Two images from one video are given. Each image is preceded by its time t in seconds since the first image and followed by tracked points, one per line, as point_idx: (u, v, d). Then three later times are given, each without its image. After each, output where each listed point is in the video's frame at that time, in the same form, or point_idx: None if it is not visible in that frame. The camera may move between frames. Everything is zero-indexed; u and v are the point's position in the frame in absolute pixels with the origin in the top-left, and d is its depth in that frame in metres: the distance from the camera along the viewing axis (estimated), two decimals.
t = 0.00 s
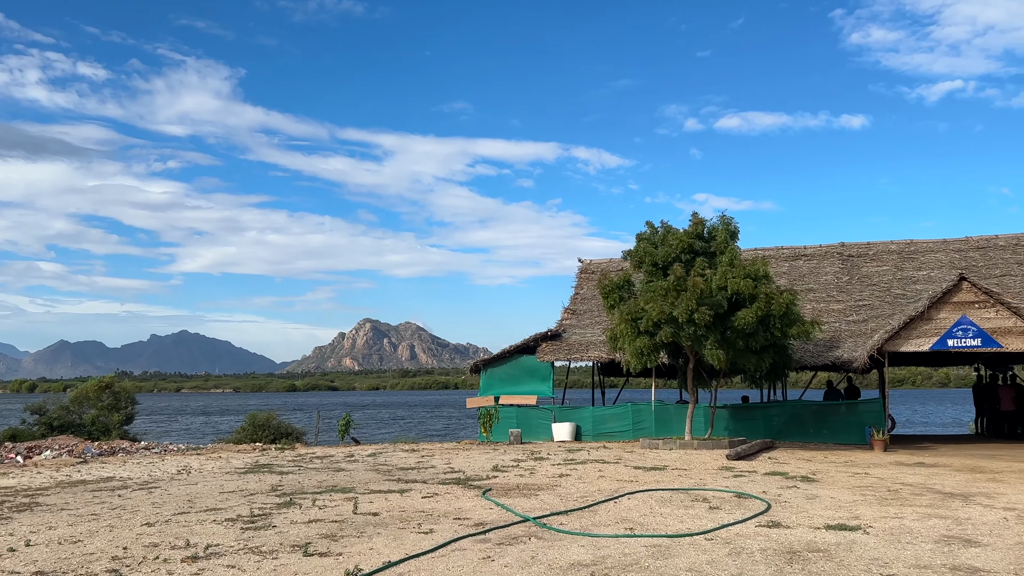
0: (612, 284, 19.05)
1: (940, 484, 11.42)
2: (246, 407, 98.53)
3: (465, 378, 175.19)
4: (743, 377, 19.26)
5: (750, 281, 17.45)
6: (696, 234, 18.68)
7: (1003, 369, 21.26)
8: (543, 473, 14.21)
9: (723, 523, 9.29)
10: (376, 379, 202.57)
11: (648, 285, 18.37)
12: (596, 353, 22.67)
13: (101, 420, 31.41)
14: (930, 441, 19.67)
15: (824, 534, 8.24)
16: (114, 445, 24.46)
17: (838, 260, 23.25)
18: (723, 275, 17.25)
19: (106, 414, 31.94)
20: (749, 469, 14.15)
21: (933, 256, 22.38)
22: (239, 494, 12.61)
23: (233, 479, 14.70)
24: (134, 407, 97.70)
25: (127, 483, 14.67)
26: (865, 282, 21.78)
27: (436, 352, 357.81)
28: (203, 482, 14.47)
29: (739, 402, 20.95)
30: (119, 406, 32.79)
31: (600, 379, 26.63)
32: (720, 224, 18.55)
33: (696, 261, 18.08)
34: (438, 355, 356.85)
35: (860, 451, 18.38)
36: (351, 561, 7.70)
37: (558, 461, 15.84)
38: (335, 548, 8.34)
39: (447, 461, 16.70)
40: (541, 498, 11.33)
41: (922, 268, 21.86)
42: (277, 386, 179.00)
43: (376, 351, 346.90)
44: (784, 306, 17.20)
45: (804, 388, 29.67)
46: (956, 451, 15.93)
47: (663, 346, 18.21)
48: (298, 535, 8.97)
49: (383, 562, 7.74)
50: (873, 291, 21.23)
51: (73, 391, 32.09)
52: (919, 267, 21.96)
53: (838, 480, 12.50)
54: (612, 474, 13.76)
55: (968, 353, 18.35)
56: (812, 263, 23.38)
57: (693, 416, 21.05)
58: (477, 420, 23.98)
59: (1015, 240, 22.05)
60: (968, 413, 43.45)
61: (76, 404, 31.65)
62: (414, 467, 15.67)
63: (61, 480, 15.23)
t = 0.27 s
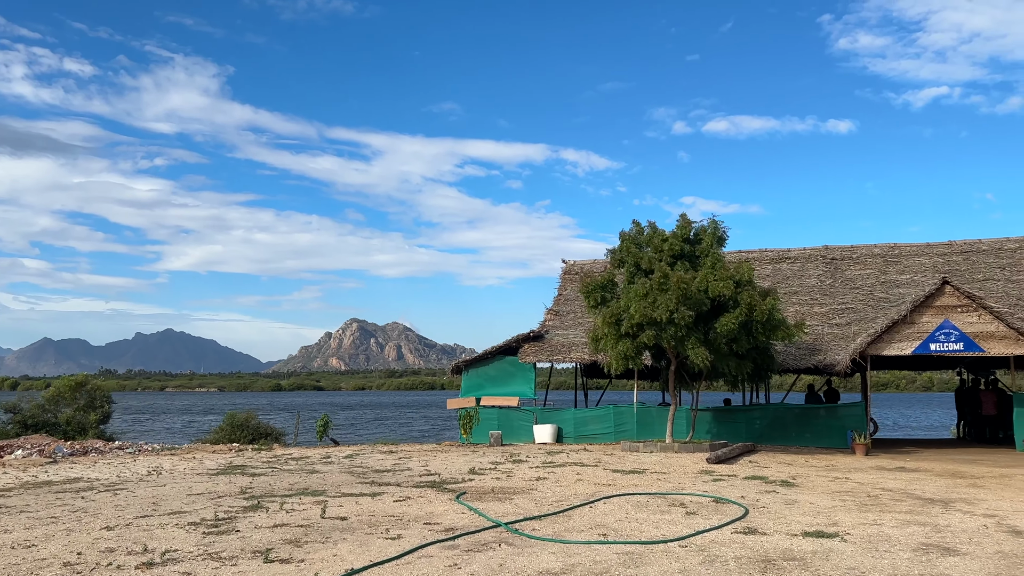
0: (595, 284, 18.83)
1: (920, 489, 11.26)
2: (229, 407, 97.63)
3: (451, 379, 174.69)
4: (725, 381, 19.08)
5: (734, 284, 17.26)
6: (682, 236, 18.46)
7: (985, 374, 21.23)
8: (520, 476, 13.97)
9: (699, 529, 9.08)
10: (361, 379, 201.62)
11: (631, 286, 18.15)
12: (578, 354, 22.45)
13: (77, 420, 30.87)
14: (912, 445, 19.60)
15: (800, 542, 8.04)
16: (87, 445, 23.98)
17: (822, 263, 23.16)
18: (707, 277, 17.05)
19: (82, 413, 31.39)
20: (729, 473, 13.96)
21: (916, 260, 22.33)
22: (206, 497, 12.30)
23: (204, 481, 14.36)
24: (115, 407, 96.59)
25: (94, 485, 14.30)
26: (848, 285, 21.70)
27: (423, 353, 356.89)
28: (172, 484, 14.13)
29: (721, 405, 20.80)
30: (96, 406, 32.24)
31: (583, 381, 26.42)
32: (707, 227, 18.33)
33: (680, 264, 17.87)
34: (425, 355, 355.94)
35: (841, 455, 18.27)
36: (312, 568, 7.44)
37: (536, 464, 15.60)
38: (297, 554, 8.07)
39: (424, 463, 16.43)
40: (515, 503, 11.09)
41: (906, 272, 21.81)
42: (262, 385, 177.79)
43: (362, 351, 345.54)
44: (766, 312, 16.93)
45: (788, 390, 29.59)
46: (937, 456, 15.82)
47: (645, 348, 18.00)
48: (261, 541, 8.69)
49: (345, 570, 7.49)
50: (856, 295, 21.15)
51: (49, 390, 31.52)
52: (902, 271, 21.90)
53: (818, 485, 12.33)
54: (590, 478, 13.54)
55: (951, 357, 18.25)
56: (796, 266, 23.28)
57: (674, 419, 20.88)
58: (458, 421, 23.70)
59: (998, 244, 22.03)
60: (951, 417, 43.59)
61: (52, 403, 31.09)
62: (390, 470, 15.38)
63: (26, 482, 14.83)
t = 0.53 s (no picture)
0: (575, 286, 18.60)
1: (899, 497, 11.11)
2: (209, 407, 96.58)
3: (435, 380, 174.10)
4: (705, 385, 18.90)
5: (715, 288, 17.09)
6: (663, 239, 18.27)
7: (965, 380, 21.25)
8: (496, 481, 13.70)
9: (673, 537, 8.86)
10: (345, 379, 200.48)
11: (611, 288, 17.94)
12: (558, 357, 22.22)
13: (49, 419, 30.23)
14: (891, 451, 19.53)
15: (775, 552, 7.84)
16: (56, 445, 23.43)
17: (804, 267, 23.09)
18: (688, 280, 16.86)
19: (54, 412, 30.75)
20: (707, 479, 13.77)
21: (898, 265, 22.30)
22: (170, 500, 11.92)
23: (170, 484, 13.98)
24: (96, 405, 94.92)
25: (56, 487, 13.88)
26: (830, 290, 21.62)
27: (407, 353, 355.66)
28: (137, 486, 13.74)
29: (700, 409, 20.63)
30: (68, 405, 31.61)
31: (564, 384, 26.20)
32: (689, 231, 18.16)
33: (661, 266, 17.67)
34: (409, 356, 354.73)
35: (821, 461, 18.15)
36: None
37: (513, 469, 15.34)
38: (256, 562, 7.76)
39: (398, 467, 16.12)
40: (487, 508, 10.83)
41: (887, 277, 21.77)
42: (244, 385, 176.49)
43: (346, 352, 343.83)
44: (746, 316, 16.76)
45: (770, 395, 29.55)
46: (916, 462, 15.72)
47: (625, 351, 17.78)
48: (220, 547, 8.36)
49: None
50: (838, 299, 21.06)
51: (20, 388, 30.86)
52: (884, 276, 21.87)
53: (797, 491, 12.15)
54: (566, 483, 13.29)
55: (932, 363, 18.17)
56: (778, 270, 23.19)
57: (654, 422, 20.69)
58: (435, 424, 23.43)
59: (979, 250, 22.04)
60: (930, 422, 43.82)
61: (22, 401, 30.43)
62: (364, 473, 15.07)
63: None
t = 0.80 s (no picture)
0: (553, 286, 18.37)
1: (876, 502, 10.96)
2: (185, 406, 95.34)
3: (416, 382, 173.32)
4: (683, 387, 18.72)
5: (693, 289, 16.92)
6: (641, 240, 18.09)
7: (942, 385, 21.26)
8: (468, 484, 13.41)
9: (646, 542, 8.63)
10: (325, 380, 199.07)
11: (589, 289, 17.72)
12: (536, 359, 21.97)
13: (16, 417, 29.52)
14: (869, 456, 19.47)
15: (750, 559, 7.63)
16: (20, 444, 22.81)
17: (783, 270, 23.02)
18: (666, 281, 16.68)
19: (21, 410, 30.03)
20: (683, 483, 13.57)
21: (877, 270, 22.29)
22: (130, 502, 11.52)
23: (132, 485, 13.55)
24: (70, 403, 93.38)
25: (12, 487, 13.40)
26: (809, 293, 21.56)
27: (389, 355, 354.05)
28: (97, 487, 13.30)
29: (678, 412, 20.48)
30: (36, 403, 30.88)
31: (542, 386, 25.95)
32: (667, 231, 17.99)
33: (639, 267, 17.48)
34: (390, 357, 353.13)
35: (798, 466, 18.04)
36: None
37: (487, 472, 15.05)
38: (211, 568, 7.43)
39: (371, 469, 15.78)
40: (457, 513, 10.54)
41: (866, 282, 21.75)
42: (223, 384, 174.69)
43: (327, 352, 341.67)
44: (724, 316, 16.61)
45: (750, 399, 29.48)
46: (894, 468, 15.63)
47: (602, 353, 17.56)
48: (174, 552, 8.01)
49: None
50: (817, 303, 21.00)
51: None
52: (863, 281, 21.85)
53: (773, 496, 11.97)
54: (540, 486, 13.03)
55: (910, 368, 18.10)
56: (758, 273, 23.10)
57: (632, 425, 20.49)
58: (411, 425, 23.12)
59: (958, 255, 22.08)
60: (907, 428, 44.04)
61: None
62: (334, 476, 14.72)
63: None
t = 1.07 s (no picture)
0: (527, 290, 18.12)
1: (850, 513, 10.81)
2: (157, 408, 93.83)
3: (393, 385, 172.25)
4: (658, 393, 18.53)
5: (667, 293, 16.75)
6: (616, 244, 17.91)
7: (916, 393, 21.29)
8: (437, 493, 13.09)
9: (615, 555, 8.37)
10: (301, 382, 197.22)
11: (563, 293, 17.50)
12: (511, 363, 21.69)
13: None
14: (843, 463, 19.42)
15: (721, 574, 7.40)
16: None
17: (759, 276, 22.96)
18: (640, 285, 16.50)
19: None
20: (656, 491, 13.35)
21: (853, 277, 22.30)
22: (83, 511, 11.06)
23: (88, 492, 13.06)
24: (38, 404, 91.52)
25: None
26: (785, 300, 21.50)
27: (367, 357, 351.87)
28: (51, 494, 12.81)
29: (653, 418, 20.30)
30: None
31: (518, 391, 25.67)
32: (641, 235, 17.83)
33: (613, 271, 17.29)
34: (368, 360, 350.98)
35: (773, 473, 17.92)
36: None
37: (457, 479, 14.74)
38: None
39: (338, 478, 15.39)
40: (422, 523, 10.23)
41: (842, 288, 21.75)
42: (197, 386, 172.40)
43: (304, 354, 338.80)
44: (699, 321, 16.46)
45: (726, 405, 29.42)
46: (868, 476, 15.54)
47: (577, 358, 17.32)
48: (120, 566, 7.63)
49: None
50: (792, 310, 20.94)
51: None
52: (839, 287, 21.84)
53: (746, 506, 11.78)
54: (510, 495, 12.74)
55: (885, 375, 18.07)
56: (734, 279, 23.02)
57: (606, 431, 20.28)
58: (382, 430, 22.73)
59: (933, 262, 22.15)
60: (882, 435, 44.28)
61: None
62: (300, 484, 14.32)
63: None
